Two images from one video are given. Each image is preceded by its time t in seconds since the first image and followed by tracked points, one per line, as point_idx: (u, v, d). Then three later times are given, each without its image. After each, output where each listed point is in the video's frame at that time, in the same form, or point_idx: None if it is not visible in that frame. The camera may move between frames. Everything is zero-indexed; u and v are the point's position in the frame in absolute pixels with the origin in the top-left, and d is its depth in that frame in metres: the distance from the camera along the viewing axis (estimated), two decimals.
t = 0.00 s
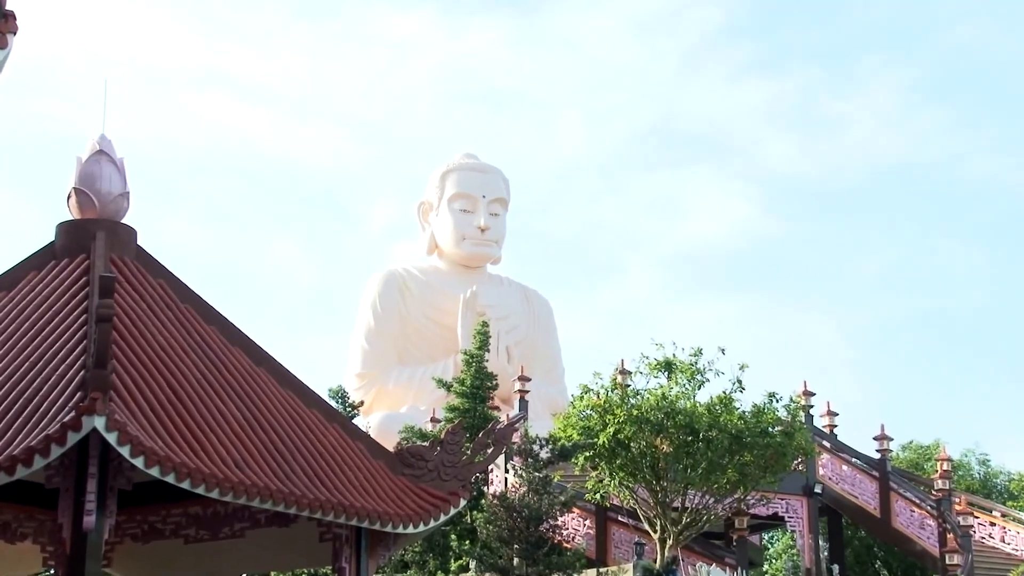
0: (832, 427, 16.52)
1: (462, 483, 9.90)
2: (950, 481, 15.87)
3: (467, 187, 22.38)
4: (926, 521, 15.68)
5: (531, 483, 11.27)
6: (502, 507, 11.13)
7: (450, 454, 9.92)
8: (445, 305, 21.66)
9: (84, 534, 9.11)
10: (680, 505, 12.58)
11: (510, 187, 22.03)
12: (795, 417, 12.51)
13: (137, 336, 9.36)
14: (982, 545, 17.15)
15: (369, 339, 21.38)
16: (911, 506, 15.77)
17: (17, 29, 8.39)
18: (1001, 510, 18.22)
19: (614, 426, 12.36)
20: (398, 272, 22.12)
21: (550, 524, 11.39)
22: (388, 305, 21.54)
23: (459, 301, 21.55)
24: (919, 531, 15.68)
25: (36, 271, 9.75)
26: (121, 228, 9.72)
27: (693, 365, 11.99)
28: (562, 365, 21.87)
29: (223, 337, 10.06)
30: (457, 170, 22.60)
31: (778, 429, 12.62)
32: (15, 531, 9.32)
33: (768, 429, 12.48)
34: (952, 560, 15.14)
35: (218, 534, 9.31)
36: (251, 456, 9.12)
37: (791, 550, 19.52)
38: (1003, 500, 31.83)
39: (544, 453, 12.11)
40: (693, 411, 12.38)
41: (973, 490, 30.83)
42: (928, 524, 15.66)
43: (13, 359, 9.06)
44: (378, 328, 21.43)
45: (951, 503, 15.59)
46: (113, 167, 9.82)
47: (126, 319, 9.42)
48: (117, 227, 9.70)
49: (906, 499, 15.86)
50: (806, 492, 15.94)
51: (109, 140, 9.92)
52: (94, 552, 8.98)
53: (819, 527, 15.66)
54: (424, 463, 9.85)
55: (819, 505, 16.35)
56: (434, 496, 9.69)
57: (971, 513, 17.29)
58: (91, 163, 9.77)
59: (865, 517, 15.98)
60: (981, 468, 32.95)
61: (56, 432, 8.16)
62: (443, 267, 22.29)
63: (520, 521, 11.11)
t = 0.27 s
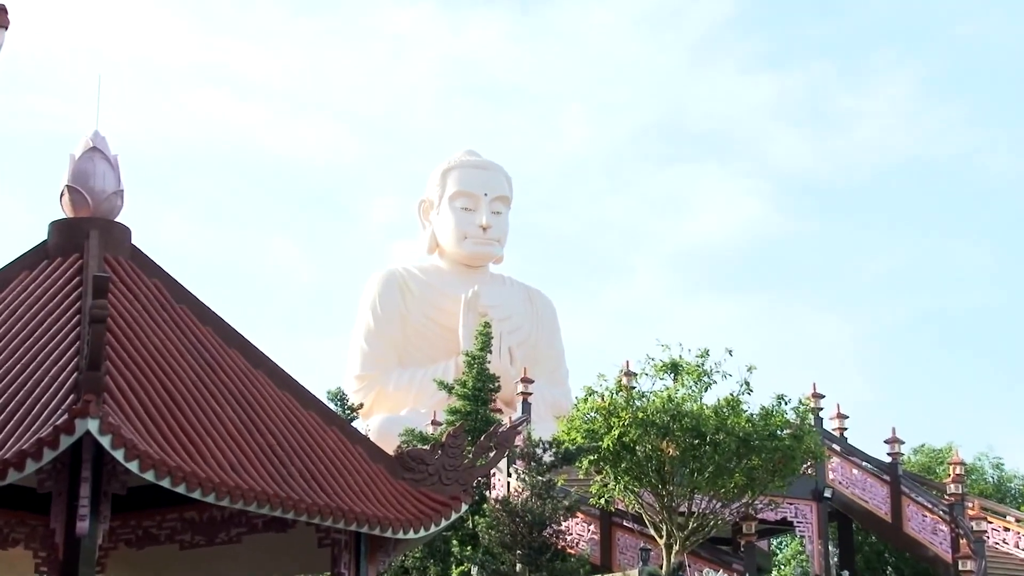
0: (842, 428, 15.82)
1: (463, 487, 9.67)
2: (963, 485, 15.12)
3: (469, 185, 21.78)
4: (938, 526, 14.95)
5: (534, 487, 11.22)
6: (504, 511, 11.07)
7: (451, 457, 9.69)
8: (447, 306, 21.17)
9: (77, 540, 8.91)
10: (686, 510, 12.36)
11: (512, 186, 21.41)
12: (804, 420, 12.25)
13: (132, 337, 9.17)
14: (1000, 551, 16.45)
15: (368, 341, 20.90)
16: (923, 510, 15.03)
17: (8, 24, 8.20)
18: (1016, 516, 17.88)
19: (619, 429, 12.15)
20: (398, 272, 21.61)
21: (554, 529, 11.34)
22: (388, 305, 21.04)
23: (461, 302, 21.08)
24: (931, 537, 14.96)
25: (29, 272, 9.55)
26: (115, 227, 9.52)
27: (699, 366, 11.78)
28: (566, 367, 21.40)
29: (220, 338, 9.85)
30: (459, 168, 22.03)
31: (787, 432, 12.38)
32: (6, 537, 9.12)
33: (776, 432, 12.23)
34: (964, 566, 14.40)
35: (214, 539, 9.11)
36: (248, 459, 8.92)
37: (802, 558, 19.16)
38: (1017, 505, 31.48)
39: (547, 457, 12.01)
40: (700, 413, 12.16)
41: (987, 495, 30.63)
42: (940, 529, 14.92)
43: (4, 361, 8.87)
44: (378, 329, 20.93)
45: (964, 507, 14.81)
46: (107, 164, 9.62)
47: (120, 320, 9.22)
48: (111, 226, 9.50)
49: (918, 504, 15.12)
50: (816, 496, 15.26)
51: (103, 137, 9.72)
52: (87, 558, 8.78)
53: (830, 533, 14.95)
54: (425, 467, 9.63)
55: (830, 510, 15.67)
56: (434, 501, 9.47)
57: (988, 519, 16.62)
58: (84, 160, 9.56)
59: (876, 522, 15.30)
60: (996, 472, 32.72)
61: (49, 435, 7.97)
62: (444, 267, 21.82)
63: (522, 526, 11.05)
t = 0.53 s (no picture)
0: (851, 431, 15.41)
1: (465, 492, 9.47)
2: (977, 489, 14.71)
3: (470, 181, 20.76)
4: (951, 531, 14.59)
5: (537, 491, 11.35)
6: (507, 516, 11.14)
7: (452, 461, 9.49)
8: (447, 307, 20.34)
9: (70, 545, 8.72)
10: (693, 515, 12.16)
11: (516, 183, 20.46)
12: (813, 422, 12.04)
13: (126, 338, 8.97)
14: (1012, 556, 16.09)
15: (367, 342, 20.15)
16: (936, 515, 14.67)
17: None
18: None
19: (623, 432, 11.95)
20: (397, 271, 20.78)
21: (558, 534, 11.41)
22: (388, 305, 20.29)
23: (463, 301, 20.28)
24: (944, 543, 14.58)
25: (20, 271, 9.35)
26: (109, 225, 9.33)
27: (705, 367, 11.58)
28: (571, 370, 20.75)
29: (216, 340, 9.65)
30: (460, 163, 20.99)
31: (796, 436, 12.14)
32: None
33: (785, 435, 12.01)
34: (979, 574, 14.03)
35: (211, 545, 8.94)
36: (244, 463, 8.72)
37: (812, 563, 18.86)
38: None
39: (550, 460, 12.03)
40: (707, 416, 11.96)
41: (1000, 500, 30.47)
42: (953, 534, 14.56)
43: None
44: (376, 330, 20.17)
45: (978, 512, 14.45)
46: (100, 161, 9.44)
47: (114, 321, 9.03)
48: (105, 224, 9.31)
49: (930, 509, 14.75)
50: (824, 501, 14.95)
51: (96, 134, 9.53)
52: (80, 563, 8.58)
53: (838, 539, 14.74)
54: (425, 471, 9.44)
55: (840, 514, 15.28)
56: (435, 506, 9.27)
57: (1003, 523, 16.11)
58: (77, 157, 9.38)
59: (888, 528, 14.93)
60: (1009, 476, 32.53)
61: (42, 439, 7.78)
62: (444, 268, 20.84)
63: (525, 531, 11.11)
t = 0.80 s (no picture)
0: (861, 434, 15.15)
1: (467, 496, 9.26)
2: (989, 495, 14.56)
3: (472, 178, 20.55)
4: (964, 537, 14.37)
5: (540, 496, 11.15)
6: (509, 521, 11.03)
7: (454, 465, 9.28)
8: (448, 307, 20.12)
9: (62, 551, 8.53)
10: (700, 520, 11.97)
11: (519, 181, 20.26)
12: (823, 425, 11.85)
13: (121, 340, 8.78)
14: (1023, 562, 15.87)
15: (366, 343, 19.95)
16: (948, 521, 14.44)
17: None
18: None
19: (629, 435, 11.75)
20: (397, 270, 20.57)
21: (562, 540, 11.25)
22: (387, 306, 20.09)
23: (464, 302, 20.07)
24: (957, 549, 14.36)
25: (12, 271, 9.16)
26: (103, 223, 9.13)
27: (712, 369, 11.39)
28: (574, 371, 20.55)
29: (213, 342, 9.45)
30: (462, 160, 20.79)
31: (805, 439, 11.90)
32: None
33: (794, 438, 11.81)
34: None
35: (207, 551, 8.75)
36: (241, 467, 8.53)
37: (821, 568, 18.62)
38: None
39: (554, 464, 11.77)
40: (714, 419, 11.77)
41: (1015, 505, 30.24)
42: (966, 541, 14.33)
43: None
44: (376, 331, 19.96)
45: (991, 518, 14.23)
46: (94, 158, 9.24)
47: (108, 322, 8.83)
48: (99, 222, 9.11)
49: (943, 514, 14.52)
50: (834, 505, 14.60)
51: (89, 130, 9.34)
52: (72, 571, 8.39)
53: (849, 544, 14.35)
54: (426, 475, 9.23)
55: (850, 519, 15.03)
56: (436, 511, 9.06)
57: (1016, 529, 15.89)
58: (70, 154, 9.19)
59: (899, 533, 14.70)
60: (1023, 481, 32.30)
61: (34, 442, 7.59)
62: (445, 267, 20.62)
63: (527, 537, 11.00)
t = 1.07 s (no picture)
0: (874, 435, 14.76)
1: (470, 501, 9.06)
2: (1004, 499, 14.23)
3: (474, 176, 20.35)
4: (978, 542, 14.07)
5: (544, 500, 11.04)
6: (513, 526, 10.88)
7: (455, 468, 9.08)
8: (450, 308, 19.93)
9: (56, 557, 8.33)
10: (708, 525, 11.75)
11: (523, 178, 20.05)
12: (834, 429, 11.70)
13: (116, 340, 8.58)
14: None
15: (366, 344, 19.75)
16: (962, 526, 14.13)
17: None
18: None
19: (635, 438, 11.56)
20: (398, 270, 20.36)
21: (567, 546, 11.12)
22: (388, 306, 19.89)
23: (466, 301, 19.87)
24: (972, 554, 14.06)
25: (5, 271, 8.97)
26: (97, 222, 8.94)
27: (720, 371, 11.20)
28: (578, 373, 20.37)
29: (209, 342, 9.25)
30: (464, 157, 20.59)
31: (816, 442, 11.74)
32: None
33: (804, 441, 11.62)
34: None
35: (203, 556, 8.56)
36: (239, 470, 8.34)
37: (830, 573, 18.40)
38: None
39: (559, 468, 11.58)
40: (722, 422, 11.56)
41: None
42: (981, 546, 14.04)
43: None
44: (377, 333, 19.76)
45: (1007, 523, 13.93)
46: (88, 156, 9.06)
47: (103, 322, 8.64)
48: (92, 221, 8.93)
49: (957, 519, 14.20)
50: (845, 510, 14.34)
51: (82, 126, 9.15)
52: None
53: (862, 551, 14.13)
54: (427, 479, 9.04)
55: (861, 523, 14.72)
56: (438, 515, 8.86)
57: None
58: (63, 152, 9.00)
59: (912, 538, 14.41)
60: None
61: (27, 446, 7.41)
62: (447, 267, 20.43)
63: (532, 543, 10.83)
